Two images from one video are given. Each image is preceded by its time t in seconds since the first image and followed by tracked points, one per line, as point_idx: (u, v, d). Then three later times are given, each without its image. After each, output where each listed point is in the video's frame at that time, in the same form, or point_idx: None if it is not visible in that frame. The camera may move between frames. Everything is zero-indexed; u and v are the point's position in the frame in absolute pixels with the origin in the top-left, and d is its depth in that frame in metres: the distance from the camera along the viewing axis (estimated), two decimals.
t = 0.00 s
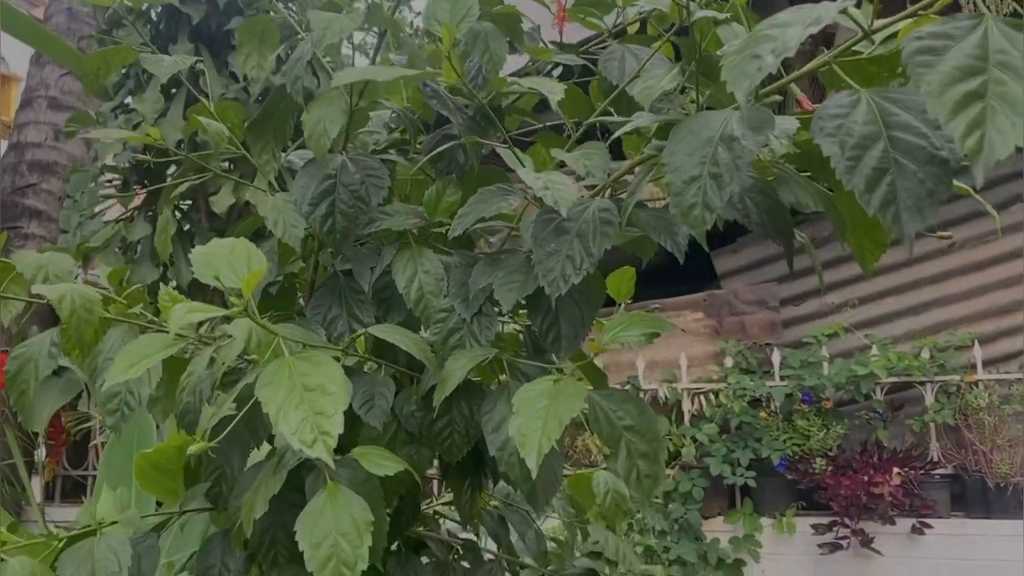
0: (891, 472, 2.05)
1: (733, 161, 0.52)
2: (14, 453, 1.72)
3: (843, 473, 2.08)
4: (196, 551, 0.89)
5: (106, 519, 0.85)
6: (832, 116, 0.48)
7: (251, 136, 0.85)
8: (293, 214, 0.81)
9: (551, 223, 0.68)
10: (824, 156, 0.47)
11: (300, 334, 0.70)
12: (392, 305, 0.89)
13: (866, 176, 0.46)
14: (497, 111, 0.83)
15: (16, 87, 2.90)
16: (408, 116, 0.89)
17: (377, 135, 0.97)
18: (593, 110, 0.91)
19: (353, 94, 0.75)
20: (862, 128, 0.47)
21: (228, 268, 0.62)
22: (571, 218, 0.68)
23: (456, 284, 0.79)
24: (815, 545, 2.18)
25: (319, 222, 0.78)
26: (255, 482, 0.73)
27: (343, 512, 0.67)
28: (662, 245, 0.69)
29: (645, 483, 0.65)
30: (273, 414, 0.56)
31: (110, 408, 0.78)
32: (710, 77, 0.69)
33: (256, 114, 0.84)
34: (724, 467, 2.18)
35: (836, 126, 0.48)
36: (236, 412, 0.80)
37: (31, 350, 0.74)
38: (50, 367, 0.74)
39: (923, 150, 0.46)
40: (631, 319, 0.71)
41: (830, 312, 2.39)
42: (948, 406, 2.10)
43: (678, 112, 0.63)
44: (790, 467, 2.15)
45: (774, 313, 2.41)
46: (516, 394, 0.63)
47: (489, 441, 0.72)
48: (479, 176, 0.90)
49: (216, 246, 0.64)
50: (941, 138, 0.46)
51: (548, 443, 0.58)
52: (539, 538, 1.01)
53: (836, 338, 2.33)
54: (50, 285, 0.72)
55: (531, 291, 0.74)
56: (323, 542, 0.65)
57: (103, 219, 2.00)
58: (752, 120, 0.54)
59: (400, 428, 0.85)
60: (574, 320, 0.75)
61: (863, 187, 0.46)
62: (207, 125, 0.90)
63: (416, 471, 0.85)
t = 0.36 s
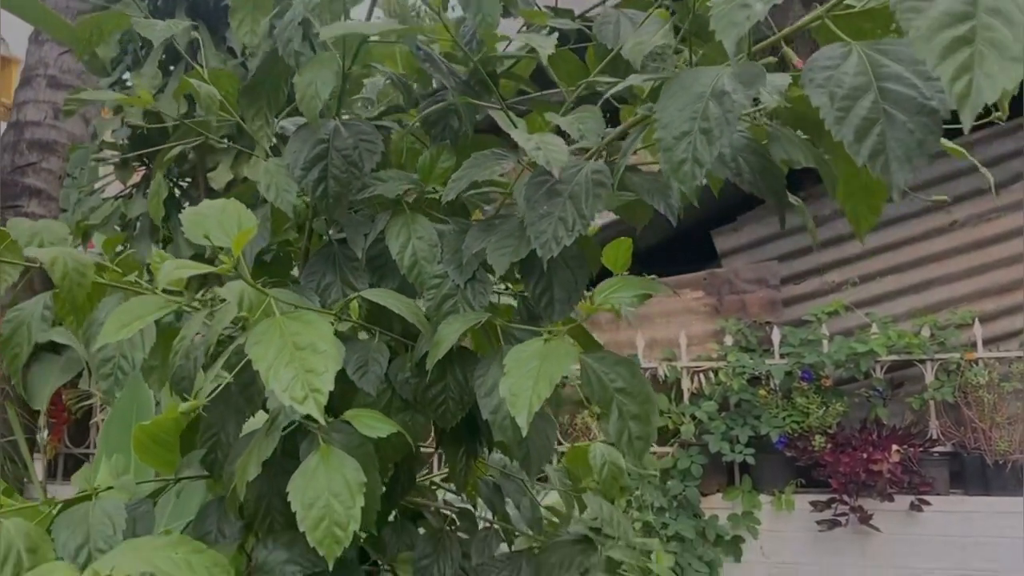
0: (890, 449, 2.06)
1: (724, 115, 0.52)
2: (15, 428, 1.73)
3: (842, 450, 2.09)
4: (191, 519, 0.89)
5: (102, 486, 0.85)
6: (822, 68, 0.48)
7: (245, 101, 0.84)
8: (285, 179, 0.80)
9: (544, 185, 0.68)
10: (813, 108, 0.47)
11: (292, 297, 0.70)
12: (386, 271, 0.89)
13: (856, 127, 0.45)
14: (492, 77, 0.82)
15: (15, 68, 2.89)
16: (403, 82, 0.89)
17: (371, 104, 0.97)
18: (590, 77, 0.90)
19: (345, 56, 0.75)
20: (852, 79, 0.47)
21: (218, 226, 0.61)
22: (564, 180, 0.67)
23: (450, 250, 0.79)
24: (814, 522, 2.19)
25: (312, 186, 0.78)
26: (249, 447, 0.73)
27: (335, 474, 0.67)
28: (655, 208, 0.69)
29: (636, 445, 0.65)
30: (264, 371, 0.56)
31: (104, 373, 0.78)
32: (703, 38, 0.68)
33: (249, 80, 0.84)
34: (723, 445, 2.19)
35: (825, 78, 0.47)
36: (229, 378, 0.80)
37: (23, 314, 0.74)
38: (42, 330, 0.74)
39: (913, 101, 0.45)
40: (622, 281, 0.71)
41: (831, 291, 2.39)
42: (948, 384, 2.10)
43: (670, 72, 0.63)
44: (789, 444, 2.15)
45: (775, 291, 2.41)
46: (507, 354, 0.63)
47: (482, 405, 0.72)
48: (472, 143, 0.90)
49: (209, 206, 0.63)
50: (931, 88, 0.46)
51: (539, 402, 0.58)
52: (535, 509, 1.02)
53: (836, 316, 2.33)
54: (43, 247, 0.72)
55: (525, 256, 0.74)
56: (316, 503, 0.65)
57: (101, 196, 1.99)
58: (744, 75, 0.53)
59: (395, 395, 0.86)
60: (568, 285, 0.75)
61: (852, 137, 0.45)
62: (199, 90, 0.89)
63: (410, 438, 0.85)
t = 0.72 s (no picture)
0: (888, 427, 2.07)
1: (713, 75, 0.52)
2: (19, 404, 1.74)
3: (841, 428, 2.09)
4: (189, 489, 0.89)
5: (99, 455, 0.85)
6: (812, 25, 0.48)
7: (239, 70, 0.84)
8: (279, 147, 0.80)
9: (536, 151, 0.68)
10: (802, 65, 0.46)
11: (286, 263, 0.70)
12: (381, 241, 0.89)
13: (845, 84, 0.45)
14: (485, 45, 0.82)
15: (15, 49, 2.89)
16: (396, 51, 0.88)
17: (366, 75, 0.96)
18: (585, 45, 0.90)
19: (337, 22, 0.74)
20: (842, 36, 0.46)
21: (209, 190, 0.62)
22: (556, 146, 0.67)
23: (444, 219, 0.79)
24: (812, 500, 2.20)
25: (306, 154, 0.78)
26: (244, 413, 0.73)
27: (329, 439, 0.67)
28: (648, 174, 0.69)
29: (628, 410, 0.65)
30: (255, 333, 0.57)
31: (99, 341, 0.78)
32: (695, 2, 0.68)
33: (242, 49, 0.84)
34: (722, 422, 2.19)
35: (815, 36, 0.47)
36: (224, 347, 0.80)
37: (17, 281, 0.75)
38: (36, 297, 0.74)
39: (902, 58, 0.45)
40: (614, 247, 0.71)
41: (831, 270, 2.39)
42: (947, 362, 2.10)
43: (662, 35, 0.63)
44: (787, 422, 2.16)
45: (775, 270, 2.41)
46: (499, 319, 0.63)
47: (475, 372, 0.72)
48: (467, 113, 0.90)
49: (200, 170, 0.64)
50: (920, 45, 0.46)
51: (529, 364, 0.59)
52: (531, 479, 1.03)
53: (836, 295, 2.33)
54: (37, 214, 0.72)
55: (518, 224, 0.73)
56: (310, 467, 0.65)
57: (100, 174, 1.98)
58: (735, 35, 0.53)
59: (390, 365, 0.86)
60: (561, 252, 0.75)
61: (841, 94, 0.45)
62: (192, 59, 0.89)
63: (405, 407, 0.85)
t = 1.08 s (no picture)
0: (888, 406, 2.07)
1: (710, 41, 0.51)
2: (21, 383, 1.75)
3: (840, 407, 2.10)
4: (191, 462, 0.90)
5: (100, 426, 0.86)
6: None
7: (237, 42, 0.84)
8: (278, 119, 0.80)
9: (534, 121, 0.68)
10: (798, 29, 0.46)
11: (284, 234, 0.70)
12: (380, 215, 0.89)
13: (840, 48, 0.45)
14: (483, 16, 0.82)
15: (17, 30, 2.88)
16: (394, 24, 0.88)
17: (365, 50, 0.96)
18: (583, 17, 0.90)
19: None
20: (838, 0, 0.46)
21: (207, 158, 0.62)
22: (554, 116, 0.67)
23: (442, 191, 0.79)
24: (812, 479, 2.21)
25: (304, 127, 0.78)
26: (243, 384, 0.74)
27: (327, 408, 0.67)
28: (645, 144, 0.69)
29: (624, 379, 0.65)
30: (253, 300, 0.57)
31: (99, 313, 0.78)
32: None
33: (240, 20, 0.84)
34: (722, 402, 2.20)
35: None
36: (224, 319, 0.81)
37: (17, 252, 0.75)
38: (36, 268, 0.74)
39: (897, 22, 0.45)
40: (610, 217, 0.71)
41: (832, 250, 2.38)
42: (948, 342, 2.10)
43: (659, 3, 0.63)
44: (788, 401, 2.17)
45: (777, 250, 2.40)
46: (496, 288, 0.63)
47: (473, 343, 0.72)
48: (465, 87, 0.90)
49: (197, 140, 0.64)
50: (916, 8, 0.46)
51: (525, 331, 0.59)
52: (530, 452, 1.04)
53: (837, 275, 2.33)
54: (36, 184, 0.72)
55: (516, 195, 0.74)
56: (309, 435, 0.66)
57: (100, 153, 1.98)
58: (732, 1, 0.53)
59: (390, 337, 0.86)
60: (559, 224, 0.75)
61: (836, 58, 0.45)
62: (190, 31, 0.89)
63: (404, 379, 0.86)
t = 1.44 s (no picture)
0: (890, 384, 2.07)
1: (712, 2, 0.51)
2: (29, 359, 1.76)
3: (842, 385, 2.11)
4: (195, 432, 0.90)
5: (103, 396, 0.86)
6: None
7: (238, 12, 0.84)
8: (279, 89, 0.80)
9: (536, 87, 0.68)
10: None
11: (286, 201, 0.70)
12: (382, 185, 0.89)
13: (842, 6, 0.45)
14: None
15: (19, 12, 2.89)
16: None
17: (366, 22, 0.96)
18: None
19: None
20: None
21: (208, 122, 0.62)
22: (555, 83, 0.67)
23: (444, 161, 0.79)
24: (813, 457, 2.22)
25: (306, 96, 0.78)
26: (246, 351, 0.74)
27: (330, 373, 0.68)
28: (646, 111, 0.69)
29: (625, 345, 0.66)
30: (255, 264, 0.57)
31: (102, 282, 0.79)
32: None
33: None
34: (724, 379, 2.22)
35: None
36: (227, 289, 0.81)
37: (21, 220, 0.75)
38: (39, 236, 0.75)
39: None
40: (611, 185, 0.71)
41: (835, 230, 2.39)
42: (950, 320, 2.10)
43: None
44: (789, 379, 2.17)
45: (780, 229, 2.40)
46: (497, 254, 0.63)
47: (475, 311, 0.72)
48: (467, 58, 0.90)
49: (197, 106, 0.64)
50: None
51: (526, 295, 0.59)
52: (530, 425, 1.04)
53: (840, 254, 2.33)
54: (38, 152, 0.72)
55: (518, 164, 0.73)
56: (312, 400, 0.66)
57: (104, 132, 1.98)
58: None
59: (392, 308, 0.87)
60: (560, 193, 0.75)
61: (838, 16, 0.45)
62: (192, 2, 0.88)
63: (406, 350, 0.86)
